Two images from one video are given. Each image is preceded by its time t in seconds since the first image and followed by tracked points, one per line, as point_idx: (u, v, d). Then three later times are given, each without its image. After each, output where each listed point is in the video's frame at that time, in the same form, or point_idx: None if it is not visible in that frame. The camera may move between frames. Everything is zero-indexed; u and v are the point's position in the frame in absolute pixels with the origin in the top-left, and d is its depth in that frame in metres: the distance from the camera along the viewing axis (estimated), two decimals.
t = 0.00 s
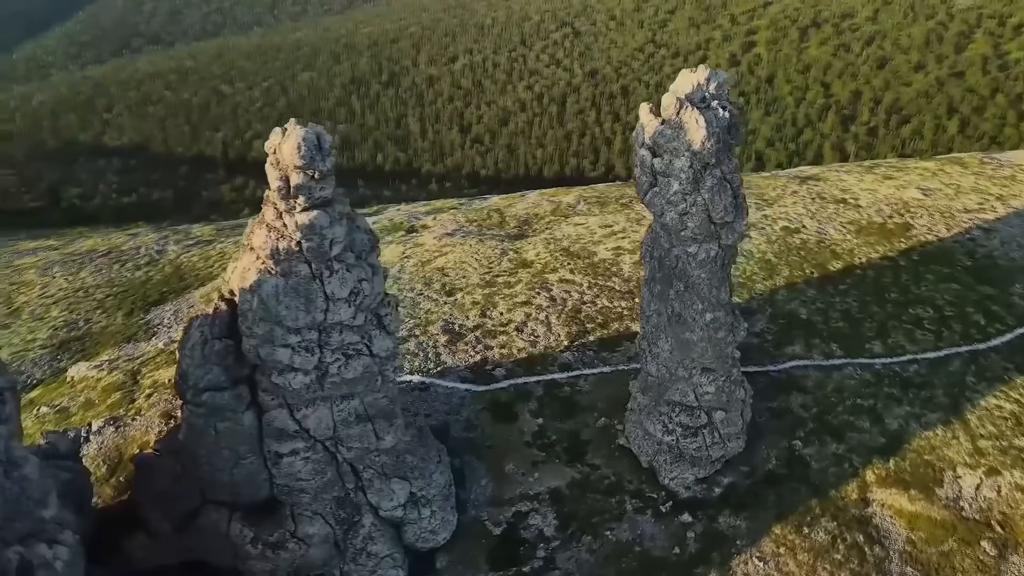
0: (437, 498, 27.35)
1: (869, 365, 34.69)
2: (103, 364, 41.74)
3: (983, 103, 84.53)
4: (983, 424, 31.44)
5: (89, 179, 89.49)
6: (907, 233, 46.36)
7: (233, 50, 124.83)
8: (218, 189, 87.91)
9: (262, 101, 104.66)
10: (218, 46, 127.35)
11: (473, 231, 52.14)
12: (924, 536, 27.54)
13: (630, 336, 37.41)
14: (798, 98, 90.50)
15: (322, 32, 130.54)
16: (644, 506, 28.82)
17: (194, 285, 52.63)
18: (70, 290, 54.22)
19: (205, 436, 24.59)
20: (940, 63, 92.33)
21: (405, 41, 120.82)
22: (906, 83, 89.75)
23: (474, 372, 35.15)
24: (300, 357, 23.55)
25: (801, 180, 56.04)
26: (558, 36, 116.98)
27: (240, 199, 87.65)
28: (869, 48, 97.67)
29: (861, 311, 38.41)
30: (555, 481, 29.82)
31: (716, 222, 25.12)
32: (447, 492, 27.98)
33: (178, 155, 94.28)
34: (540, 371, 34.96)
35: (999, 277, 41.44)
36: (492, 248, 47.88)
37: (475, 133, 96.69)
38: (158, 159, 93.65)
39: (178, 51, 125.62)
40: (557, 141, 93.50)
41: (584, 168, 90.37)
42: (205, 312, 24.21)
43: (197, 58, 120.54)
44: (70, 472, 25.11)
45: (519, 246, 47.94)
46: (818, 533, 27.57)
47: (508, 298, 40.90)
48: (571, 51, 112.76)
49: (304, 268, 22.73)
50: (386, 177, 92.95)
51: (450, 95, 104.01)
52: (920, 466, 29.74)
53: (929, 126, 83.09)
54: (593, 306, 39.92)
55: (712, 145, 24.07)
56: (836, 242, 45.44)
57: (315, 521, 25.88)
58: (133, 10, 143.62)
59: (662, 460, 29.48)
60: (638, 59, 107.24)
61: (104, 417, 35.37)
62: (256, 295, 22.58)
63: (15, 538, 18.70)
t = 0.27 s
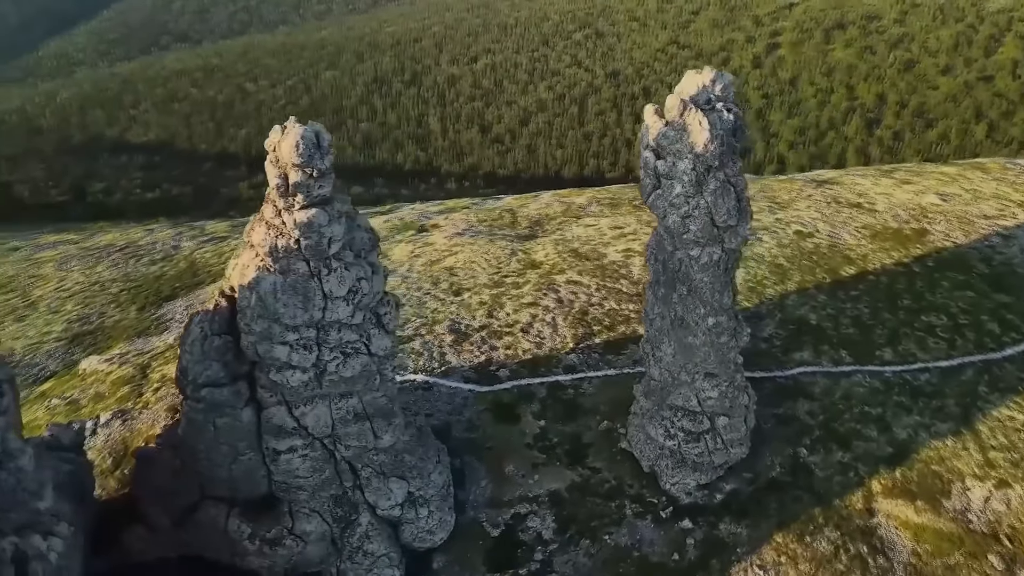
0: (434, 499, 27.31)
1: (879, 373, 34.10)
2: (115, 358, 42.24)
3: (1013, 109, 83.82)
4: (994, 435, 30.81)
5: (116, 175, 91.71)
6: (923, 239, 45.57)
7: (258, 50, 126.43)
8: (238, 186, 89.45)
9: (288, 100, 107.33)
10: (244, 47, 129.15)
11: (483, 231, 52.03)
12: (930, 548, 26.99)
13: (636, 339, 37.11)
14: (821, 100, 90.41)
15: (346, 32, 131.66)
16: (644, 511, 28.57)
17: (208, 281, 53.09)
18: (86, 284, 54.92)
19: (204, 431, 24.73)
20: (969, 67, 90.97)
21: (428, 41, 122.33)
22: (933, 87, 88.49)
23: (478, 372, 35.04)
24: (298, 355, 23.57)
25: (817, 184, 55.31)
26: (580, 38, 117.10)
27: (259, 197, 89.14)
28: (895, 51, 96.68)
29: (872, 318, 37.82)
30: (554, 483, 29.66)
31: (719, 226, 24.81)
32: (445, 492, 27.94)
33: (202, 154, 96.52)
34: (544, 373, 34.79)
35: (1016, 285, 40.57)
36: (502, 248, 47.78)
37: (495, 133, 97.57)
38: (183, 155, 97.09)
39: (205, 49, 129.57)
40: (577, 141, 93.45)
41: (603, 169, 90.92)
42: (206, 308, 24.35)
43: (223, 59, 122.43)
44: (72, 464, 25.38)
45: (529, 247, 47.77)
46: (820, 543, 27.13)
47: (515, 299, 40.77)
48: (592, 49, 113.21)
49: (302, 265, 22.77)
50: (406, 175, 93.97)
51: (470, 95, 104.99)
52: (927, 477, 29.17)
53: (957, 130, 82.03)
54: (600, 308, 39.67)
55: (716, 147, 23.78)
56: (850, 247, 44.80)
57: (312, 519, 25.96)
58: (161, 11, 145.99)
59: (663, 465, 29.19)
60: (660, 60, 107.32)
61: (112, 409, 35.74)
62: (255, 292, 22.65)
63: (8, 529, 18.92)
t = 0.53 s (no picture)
0: (436, 499, 27.26)
1: (898, 385, 33.23)
2: (136, 348, 42.97)
3: None
4: (1015, 452, 29.86)
5: (152, 170, 93.93)
6: (951, 248, 44.39)
7: (293, 48, 127.82)
8: (268, 182, 90.99)
9: (320, 98, 108.36)
10: (280, 45, 130.76)
11: (502, 231, 51.85)
12: (943, 567, 26.16)
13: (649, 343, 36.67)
14: (858, 105, 89.10)
15: (379, 31, 132.34)
16: (649, 518, 28.20)
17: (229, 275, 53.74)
18: (112, 276, 55.90)
19: (208, 423, 24.97)
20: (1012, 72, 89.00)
21: (460, 41, 122.75)
22: (974, 92, 86.92)
23: (487, 373, 34.91)
24: (301, 351, 23.64)
25: (843, 190, 54.16)
26: (613, 38, 116.33)
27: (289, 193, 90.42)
28: (935, 54, 94.73)
29: (894, 328, 36.88)
30: (559, 487, 29.42)
31: (728, 231, 24.34)
32: (447, 492, 27.89)
33: (235, 151, 98.43)
34: (554, 375, 34.55)
35: None
36: (520, 249, 47.56)
37: (525, 133, 97.72)
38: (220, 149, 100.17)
39: (241, 47, 131.68)
40: (607, 142, 93.56)
41: (634, 173, 90.70)
42: (214, 303, 24.58)
43: (259, 57, 124.06)
44: (81, 453, 25.79)
45: (546, 249, 47.48)
46: (828, 557, 26.51)
47: (529, 300, 40.57)
48: (625, 50, 112.47)
49: (306, 262, 22.86)
50: (435, 173, 94.73)
51: (502, 95, 105.28)
52: (943, 493, 28.35)
53: (998, 137, 81.03)
54: (614, 312, 39.28)
55: (726, 150, 23.40)
56: (873, 255, 43.80)
57: (313, 514, 26.04)
58: (201, 8, 148.55)
59: (670, 472, 28.77)
60: (693, 62, 106.43)
61: (127, 399, 36.26)
62: (259, 287, 22.82)
63: (8, 516, 19.26)
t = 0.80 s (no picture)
0: (435, 499, 27.23)
1: (912, 396, 32.47)
2: (151, 341, 43.58)
3: None
4: None
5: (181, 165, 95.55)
6: (974, 257, 43.34)
7: (322, 48, 128.93)
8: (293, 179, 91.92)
9: (348, 96, 109.39)
10: (309, 45, 132.06)
11: (517, 232, 51.71)
12: None
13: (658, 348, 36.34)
14: (890, 110, 88.23)
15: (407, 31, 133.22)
16: (649, 524, 27.87)
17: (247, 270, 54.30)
18: (132, 269, 56.72)
19: (209, 418, 25.16)
20: None
21: (489, 40, 123.00)
22: (1011, 98, 86.00)
23: (494, 373, 34.82)
24: (300, 348, 23.73)
25: (866, 196, 53.12)
26: (642, 40, 115.47)
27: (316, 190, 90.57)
28: (971, 59, 93.35)
29: (910, 338, 36.08)
30: (560, 491, 29.21)
31: (733, 236, 23.94)
32: (447, 492, 27.86)
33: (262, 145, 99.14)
34: (560, 378, 34.37)
35: None
36: (533, 250, 47.39)
37: (552, 133, 97.42)
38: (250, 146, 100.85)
39: (272, 46, 133.77)
40: (632, 145, 93.96)
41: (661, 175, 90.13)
42: (217, 298, 24.80)
43: (288, 57, 125.43)
44: (86, 444, 26.19)
45: (560, 250, 47.26)
46: (831, 570, 25.97)
47: (540, 301, 40.39)
48: (653, 51, 111.63)
49: (306, 260, 22.94)
50: (460, 172, 94.53)
51: (528, 95, 105.16)
52: (954, 509, 27.64)
53: None
54: (625, 315, 38.95)
55: (732, 154, 23.00)
56: (893, 262, 42.90)
57: (312, 511, 26.16)
58: (234, 8, 151.72)
59: (673, 479, 28.41)
60: (723, 63, 105.43)
61: (139, 391, 36.74)
62: (259, 284, 22.95)
63: (7, 505, 19.66)
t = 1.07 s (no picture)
0: (429, 500, 27.19)
1: (918, 405, 31.92)
2: (158, 336, 43.94)
3: None
4: None
5: (201, 163, 97.00)
6: (987, 264, 42.59)
7: (343, 49, 129.96)
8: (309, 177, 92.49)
9: (367, 96, 110.09)
10: (330, 45, 133.16)
11: (524, 233, 51.55)
12: None
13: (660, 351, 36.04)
14: (912, 113, 87.40)
15: (427, 31, 134.39)
16: (645, 530, 27.63)
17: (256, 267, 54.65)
18: (143, 265, 57.23)
19: (204, 415, 25.21)
20: None
21: (508, 40, 123.24)
22: None
23: (494, 375, 34.68)
24: (294, 347, 23.76)
25: (879, 201, 52.37)
26: (662, 40, 114.94)
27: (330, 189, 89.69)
28: (996, 62, 91.93)
29: (918, 345, 35.50)
30: (556, 494, 29.02)
31: (731, 240, 23.63)
32: (442, 493, 27.80)
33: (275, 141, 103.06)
34: (561, 381, 34.17)
35: None
36: (539, 250, 47.20)
37: (569, 134, 97.22)
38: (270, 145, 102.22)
39: (295, 47, 136.38)
40: (649, 146, 93.79)
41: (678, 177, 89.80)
42: (213, 296, 24.87)
43: (308, 58, 126.55)
44: (84, 438, 26.36)
45: (566, 251, 47.02)
46: None
47: (543, 303, 40.19)
48: (673, 52, 111.14)
49: (300, 259, 22.93)
50: (477, 172, 95.47)
51: (546, 95, 104.79)
52: (957, 521, 27.17)
53: None
54: (628, 318, 38.68)
55: (730, 157, 22.69)
56: (904, 268, 42.21)
57: (306, 510, 26.18)
58: (260, 15, 158.20)
59: (670, 484, 28.13)
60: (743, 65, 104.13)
61: (143, 387, 37.06)
62: (253, 282, 22.97)
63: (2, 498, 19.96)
